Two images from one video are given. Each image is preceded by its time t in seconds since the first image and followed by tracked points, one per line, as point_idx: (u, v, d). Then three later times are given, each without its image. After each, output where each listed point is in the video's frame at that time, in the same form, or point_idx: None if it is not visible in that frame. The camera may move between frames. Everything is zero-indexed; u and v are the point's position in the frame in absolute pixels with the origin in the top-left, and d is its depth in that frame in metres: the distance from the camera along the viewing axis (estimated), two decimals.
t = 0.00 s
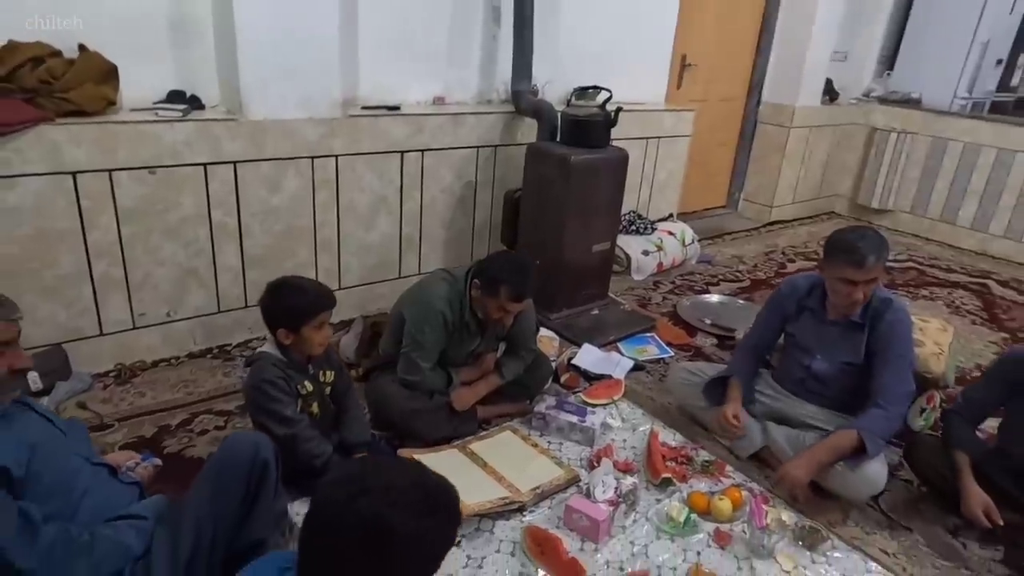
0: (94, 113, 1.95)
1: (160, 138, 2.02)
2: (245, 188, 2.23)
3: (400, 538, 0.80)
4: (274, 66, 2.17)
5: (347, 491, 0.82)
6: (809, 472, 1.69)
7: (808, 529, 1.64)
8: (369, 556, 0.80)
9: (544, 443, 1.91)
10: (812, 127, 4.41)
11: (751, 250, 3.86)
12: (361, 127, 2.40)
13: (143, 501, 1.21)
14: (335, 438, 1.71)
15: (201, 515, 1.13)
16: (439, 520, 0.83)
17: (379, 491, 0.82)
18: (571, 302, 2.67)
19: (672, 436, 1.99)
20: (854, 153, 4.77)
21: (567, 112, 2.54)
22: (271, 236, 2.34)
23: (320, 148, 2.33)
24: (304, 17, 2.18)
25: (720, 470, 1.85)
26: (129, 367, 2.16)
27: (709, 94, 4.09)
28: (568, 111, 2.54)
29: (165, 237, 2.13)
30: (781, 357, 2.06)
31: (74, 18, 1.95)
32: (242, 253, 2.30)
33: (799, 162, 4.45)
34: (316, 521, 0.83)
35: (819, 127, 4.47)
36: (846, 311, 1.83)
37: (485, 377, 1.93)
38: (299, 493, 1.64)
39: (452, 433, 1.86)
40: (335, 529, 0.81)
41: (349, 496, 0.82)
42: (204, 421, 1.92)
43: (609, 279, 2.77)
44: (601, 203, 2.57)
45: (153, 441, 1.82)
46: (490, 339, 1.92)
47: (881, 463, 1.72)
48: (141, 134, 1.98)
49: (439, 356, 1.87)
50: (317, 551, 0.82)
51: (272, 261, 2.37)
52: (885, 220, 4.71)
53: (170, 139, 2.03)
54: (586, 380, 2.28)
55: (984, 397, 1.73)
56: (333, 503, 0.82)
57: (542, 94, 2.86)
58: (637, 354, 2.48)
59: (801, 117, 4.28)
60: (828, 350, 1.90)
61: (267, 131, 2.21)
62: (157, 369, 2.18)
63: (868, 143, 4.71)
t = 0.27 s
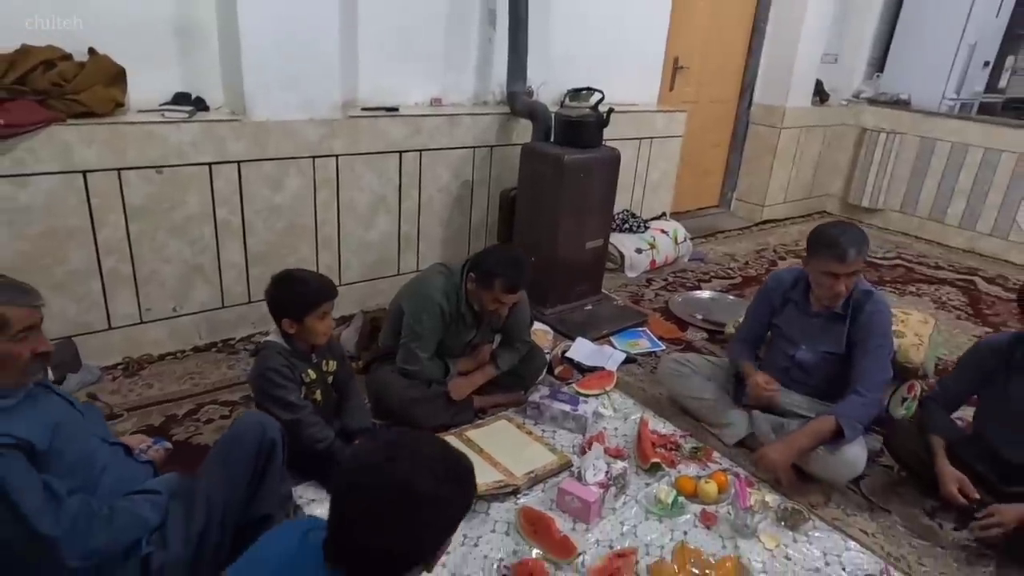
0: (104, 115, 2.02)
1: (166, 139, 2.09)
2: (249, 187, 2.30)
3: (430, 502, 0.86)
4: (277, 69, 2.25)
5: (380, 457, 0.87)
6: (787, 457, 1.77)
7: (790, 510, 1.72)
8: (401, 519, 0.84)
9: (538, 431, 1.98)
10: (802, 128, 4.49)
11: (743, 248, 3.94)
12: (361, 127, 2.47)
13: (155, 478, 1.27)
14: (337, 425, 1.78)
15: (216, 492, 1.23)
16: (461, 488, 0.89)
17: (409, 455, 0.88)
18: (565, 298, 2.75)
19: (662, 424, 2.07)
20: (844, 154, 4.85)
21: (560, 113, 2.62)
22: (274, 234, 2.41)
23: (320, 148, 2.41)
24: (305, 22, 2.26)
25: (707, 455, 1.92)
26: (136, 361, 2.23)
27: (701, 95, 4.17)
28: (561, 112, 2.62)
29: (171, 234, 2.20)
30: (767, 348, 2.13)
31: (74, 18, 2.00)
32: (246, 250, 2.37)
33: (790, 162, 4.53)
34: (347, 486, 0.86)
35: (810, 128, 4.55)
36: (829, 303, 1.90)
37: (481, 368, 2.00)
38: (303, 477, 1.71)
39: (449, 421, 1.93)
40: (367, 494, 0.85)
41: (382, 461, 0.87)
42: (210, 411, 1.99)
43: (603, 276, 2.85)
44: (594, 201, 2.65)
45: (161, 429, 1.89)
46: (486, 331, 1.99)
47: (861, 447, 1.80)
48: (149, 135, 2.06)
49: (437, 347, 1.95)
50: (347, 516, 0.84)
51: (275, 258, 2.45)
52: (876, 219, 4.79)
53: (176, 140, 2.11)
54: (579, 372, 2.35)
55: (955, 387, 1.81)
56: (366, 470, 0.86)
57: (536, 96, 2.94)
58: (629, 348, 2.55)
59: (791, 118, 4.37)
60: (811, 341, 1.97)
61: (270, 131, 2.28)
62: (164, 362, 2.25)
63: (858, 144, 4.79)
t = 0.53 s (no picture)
0: (106, 117, 2.11)
1: (165, 140, 2.18)
2: (244, 186, 2.38)
3: (428, 459, 0.91)
4: (272, 73, 2.34)
5: (378, 419, 0.92)
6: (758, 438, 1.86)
7: (760, 489, 1.81)
8: (403, 476, 0.89)
9: (522, 418, 2.07)
10: (787, 129, 4.59)
11: (728, 247, 4.03)
12: (353, 129, 2.56)
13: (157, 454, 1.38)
14: (329, 412, 1.86)
15: (211, 465, 1.28)
16: (452, 450, 0.96)
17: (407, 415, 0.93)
18: (551, 294, 2.83)
19: (641, 412, 2.16)
20: (829, 155, 4.95)
21: (545, 114, 2.71)
22: (269, 231, 2.49)
23: (314, 149, 2.49)
24: (299, 28, 2.36)
25: (684, 440, 2.01)
26: (136, 354, 2.32)
27: (688, 98, 4.27)
28: (547, 113, 2.71)
29: (170, 232, 2.28)
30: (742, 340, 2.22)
31: (73, 18, 2.08)
32: (241, 247, 2.45)
33: (775, 163, 4.64)
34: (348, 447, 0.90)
35: (795, 129, 4.65)
36: (799, 295, 1.99)
37: (467, 358, 2.08)
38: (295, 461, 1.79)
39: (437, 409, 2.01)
40: (368, 455, 0.89)
41: (381, 421, 0.92)
42: (207, 400, 2.08)
43: (588, 272, 2.94)
44: (578, 199, 2.74)
45: (159, 417, 1.97)
46: (471, 323, 2.08)
47: (827, 429, 1.89)
48: (148, 136, 2.14)
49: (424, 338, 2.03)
50: (351, 477, 0.88)
51: (269, 255, 2.53)
52: (860, 219, 4.89)
53: (175, 141, 2.20)
54: (563, 364, 2.43)
55: (925, 368, 1.91)
56: (366, 432, 0.91)
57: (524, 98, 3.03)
58: (613, 340, 2.63)
59: (776, 120, 4.47)
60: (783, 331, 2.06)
61: (265, 133, 2.37)
62: (162, 355, 2.34)
63: (842, 145, 4.90)
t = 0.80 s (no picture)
0: (111, 115, 2.22)
1: (167, 137, 2.29)
2: (242, 182, 2.50)
3: (405, 418, 0.99)
4: (269, 74, 2.46)
5: (359, 381, 0.98)
6: (727, 417, 1.98)
7: (726, 466, 1.92)
8: (384, 434, 0.97)
9: (505, 400, 2.17)
10: (775, 129, 4.70)
11: (715, 244, 4.14)
12: (347, 127, 2.68)
13: (158, 424, 1.50)
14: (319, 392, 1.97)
15: (210, 434, 1.40)
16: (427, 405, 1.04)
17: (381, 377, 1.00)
18: (538, 286, 2.94)
19: (619, 396, 2.26)
20: (817, 155, 5.06)
21: (531, 114, 2.82)
22: (266, 225, 2.61)
23: (309, 147, 2.61)
24: (294, 31, 2.47)
25: (658, 422, 2.11)
26: (138, 341, 2.43)
27: (677, 99, 4.38)
28: (533, 113, 2.82)
29: (171, 225, 2.40)
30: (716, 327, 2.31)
31: (81, 23, 2.20)
32: (239, 240, 2.57)
33: (763, 162, 4.74)
34: (328, 412, 0.97)
35: (783, 129, 4.76)
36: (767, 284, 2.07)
37: (452, 344, 2.19)
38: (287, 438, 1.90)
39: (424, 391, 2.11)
40: (351, 414, 0.96)
41: (358, 386, 0.98)
42: (206, 383, 2.19)
43: (574, 266, 3.05)
44: (564, 195, 2.85)
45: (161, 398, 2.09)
46: (456, 310, 2.19)
47: (793, 410, 1.98)
48: (151, 133, 2.26)
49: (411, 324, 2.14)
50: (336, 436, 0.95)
51: (266, 248, 2.64)
52: (847, 218, 4.99)
53: (176, 138, 2.31)
54: (547, 352, 2.54)
55: (887, 349, 1.99)
56: (349, 394, 0.97)
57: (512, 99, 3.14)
58: (596, 330, 2.74)
59: (763, 120, 4.58)
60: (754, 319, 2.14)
61: (262, 131, 2.49)
62: (163, 342, 2.45)
63: (830, 145, 5.00)
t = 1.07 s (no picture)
0: (114, 117, 2.32)
1: (167, 138, 2.39)
2: (239, 181, 2.60)
3: (383, 390, 1.09)
4: (265, 77, 2.55)
5: (342, 359, 1.08)
6: (701, 404, 2.07)
7: (700, 450, 2.01)
8: (364, 405, 1.07)
9: (491, 389, 2.26)
10: (762, 130, 4.80)
11: (703, 242, 4.24)
12: (340, 128, 2.78)
13: (159, 406, 1.60)
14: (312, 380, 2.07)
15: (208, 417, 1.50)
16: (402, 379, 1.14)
17: (360, 354, 1.10)
18: (526, 282, 3.04)
19: (601, 385, 2.36)
20: (805, 155, 5.16)
21: (519, 114, 2.92)
22: (262, 223, 2.71)
23: (304, 147, 2.71)
24: (289, 35, 2.57)
25: (637, 409, 2.21)
26: (140, 334, 2.53)
27: (666, 100, 4.48)
28: (520, 113, 2.92)
29: (171, 222, 2.50)
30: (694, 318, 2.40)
31: (84, 29, 2.30)
32: (237, 237, 2.67)
33: (751, 162, 4.85)
34: (315, 394, 1.05)
35: (770, 130, 4.86)
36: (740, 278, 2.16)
37: (440, 335, 2.28)
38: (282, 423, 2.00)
39: (414, 380, 2.20)
40: (335, 387, 1.06)
41: (342, 365, 1.08)
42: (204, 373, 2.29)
43: (562, 262, 3.15)
44: (551, 194, 2.95)
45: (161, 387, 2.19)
46: (445, 303, 2.28)
47: (764, 396, 2.08)
48: (151, 134, 2.36)
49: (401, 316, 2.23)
50: (321, 407, 1.04)
51: (263, 245, 2.74)
52: (834, 216, 5.09)
53: (176, 138, 2.41)
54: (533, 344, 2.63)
55: (855, 338, 2.06)
56: (333, 370, 1.07)
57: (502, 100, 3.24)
58: (582, 324, 2.84)
59: (750, 121, 4.68)
60: (729, 310, 2.23)
61: (259, 132, 2.58)
62: (164, 335, 2.55)
63: (817, 145, 5.10)
